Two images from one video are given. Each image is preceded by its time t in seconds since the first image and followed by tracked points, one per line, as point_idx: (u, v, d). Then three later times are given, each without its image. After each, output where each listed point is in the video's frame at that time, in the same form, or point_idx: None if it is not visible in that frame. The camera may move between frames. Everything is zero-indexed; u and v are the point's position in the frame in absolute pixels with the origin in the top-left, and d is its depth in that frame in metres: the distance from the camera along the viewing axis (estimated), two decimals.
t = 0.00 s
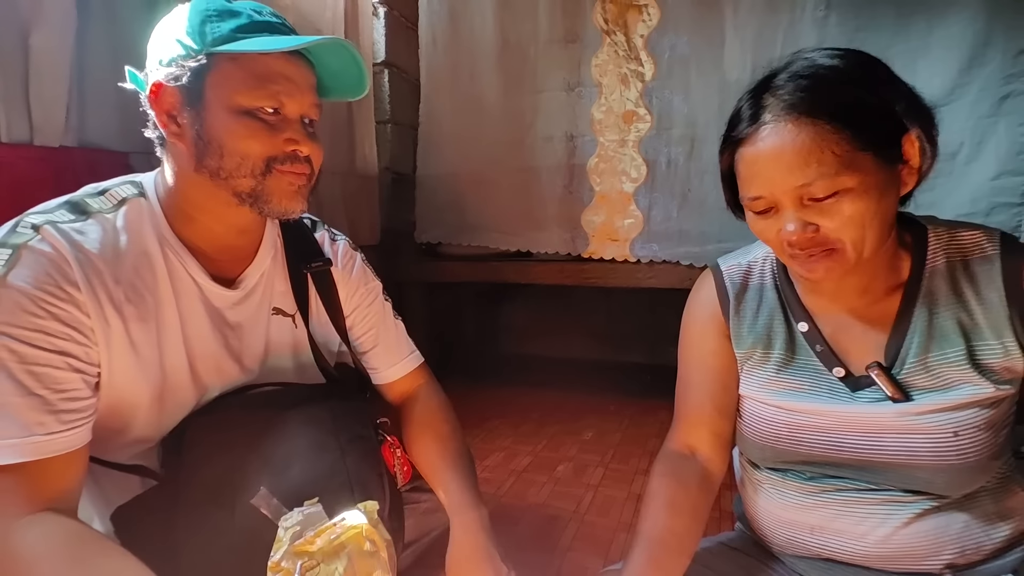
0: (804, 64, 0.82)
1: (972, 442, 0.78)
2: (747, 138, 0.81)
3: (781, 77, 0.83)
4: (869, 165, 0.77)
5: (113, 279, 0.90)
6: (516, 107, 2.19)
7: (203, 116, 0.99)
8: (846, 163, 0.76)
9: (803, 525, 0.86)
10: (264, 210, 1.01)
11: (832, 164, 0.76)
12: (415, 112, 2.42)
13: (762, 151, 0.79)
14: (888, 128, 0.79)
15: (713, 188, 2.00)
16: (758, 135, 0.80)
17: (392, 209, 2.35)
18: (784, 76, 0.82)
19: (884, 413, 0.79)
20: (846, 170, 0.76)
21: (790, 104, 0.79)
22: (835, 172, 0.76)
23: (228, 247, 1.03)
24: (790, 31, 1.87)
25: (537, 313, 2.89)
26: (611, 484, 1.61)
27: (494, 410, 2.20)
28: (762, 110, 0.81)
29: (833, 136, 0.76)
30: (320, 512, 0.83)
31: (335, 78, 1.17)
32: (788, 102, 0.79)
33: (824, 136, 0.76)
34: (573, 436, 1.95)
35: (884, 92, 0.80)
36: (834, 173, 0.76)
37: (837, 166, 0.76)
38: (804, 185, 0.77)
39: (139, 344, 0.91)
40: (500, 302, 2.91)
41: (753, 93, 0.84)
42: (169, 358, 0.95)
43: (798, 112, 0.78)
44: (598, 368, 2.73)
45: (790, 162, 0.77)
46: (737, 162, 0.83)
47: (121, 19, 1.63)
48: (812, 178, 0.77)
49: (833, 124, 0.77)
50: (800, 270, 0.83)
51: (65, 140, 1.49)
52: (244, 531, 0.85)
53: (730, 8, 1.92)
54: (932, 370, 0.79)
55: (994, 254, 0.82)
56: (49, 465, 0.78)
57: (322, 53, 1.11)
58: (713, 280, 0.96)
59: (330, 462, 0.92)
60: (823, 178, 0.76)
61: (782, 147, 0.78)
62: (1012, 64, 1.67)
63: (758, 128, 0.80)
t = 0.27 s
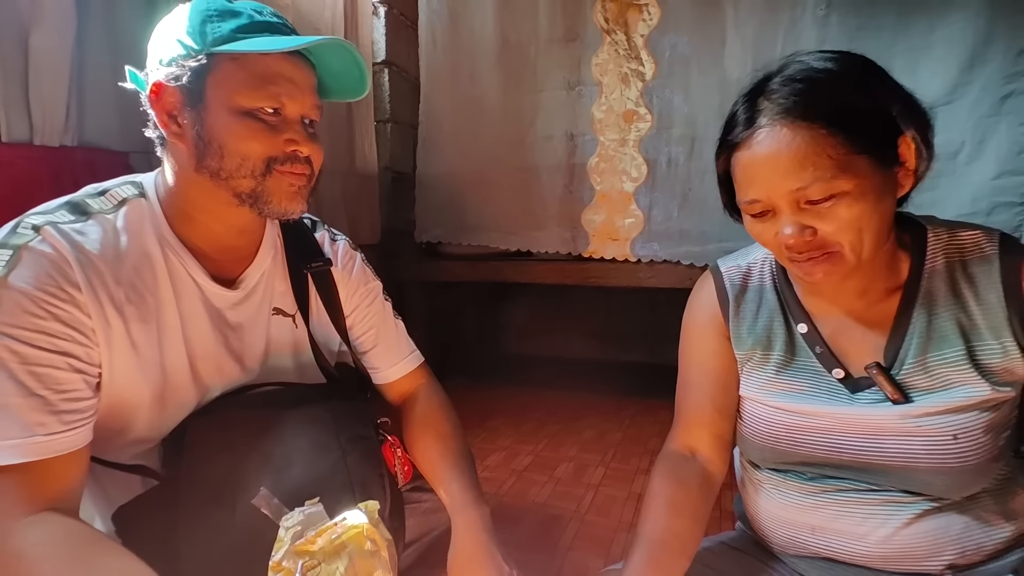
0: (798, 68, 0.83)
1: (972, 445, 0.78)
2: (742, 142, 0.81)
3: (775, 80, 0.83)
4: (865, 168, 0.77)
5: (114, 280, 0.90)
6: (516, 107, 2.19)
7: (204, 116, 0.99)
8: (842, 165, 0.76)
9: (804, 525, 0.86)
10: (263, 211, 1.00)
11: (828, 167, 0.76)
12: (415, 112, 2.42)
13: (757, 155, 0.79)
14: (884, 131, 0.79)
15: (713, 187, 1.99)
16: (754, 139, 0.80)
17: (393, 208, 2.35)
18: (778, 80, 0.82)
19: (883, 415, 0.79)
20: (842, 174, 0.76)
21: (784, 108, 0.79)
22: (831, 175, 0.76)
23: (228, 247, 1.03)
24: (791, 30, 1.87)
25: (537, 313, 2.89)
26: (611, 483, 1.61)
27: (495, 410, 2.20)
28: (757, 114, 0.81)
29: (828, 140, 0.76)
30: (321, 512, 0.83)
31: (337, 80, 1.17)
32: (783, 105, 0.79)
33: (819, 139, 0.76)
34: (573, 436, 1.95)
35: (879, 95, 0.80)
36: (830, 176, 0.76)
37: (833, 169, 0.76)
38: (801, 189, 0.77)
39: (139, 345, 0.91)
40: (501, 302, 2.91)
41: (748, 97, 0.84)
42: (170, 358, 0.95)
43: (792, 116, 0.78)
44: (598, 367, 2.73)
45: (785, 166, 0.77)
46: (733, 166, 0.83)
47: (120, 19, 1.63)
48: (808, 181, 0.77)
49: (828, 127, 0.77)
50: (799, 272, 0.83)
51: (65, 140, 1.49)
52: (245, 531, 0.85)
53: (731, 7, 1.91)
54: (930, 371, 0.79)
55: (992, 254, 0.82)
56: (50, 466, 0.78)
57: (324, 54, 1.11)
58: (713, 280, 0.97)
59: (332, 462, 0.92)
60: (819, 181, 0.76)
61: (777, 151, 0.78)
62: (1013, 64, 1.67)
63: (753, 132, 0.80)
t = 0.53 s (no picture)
0: (798, 65, 0.83)
1: (971, 444, 0.78)
2: (742, 138, 0.81)
3: (775, 77, 0.83)
4: (864, 165, 0.77)
5: (114, 281, 0.90)
6: (516, 107, 2.19)
7: (205, 118, 0.99)
8: (842, 162, 0.76)
9: (803, 525, 0.86)
10: (264, 212, 1.01)
11: (828, 162, 0.76)
12: (415, 112, 2.42)
13: (757, 150, 0.79)
14: (882, 129, 0.79)
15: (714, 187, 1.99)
16: (754, 135, 0.80)
17: (393, 209, 2.35)
18: (778, 77, 0.82)
19: (882, 414, 0.79)
20: (841, 170, 0.76)
21: (784, 105, 0.79)
22: (831, 171, 0.76)
23: (229, 248, 1.03)
24: (791, 29, 1.87)
25: (538, 313, 2.89)
26: (611, 483, 1.61)
27: (495, 410, 2.20)
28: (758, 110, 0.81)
29: (827, 136, 0.77)
30: (322, 512, 0.84)
31: (338, 81, 1.17)
32: (783, 102, 0.79)
33: (818, 135, 0.77)
34: (574, 436, 1.95)
35: (878, 93, 0.80)
36: (829, 173, 0.76)
37: (832, 166, 0.76)
38: (800, 184, 0.77)
39: (140, 347, 0.91)
40: (501, 302, 2.91)
41: (747, 94, 0.84)
42: (170, 359, 0.96)
43: (792, 112, 0.78)
44: (599, 367, 2.73)
45: (785, 161, 0.77)
46: (732, 162, 0.83)
47: (120, 20, 1.63)
48: (808, 176, 0.77)
49: (827, 124, 0.77)
50: (797, 270, 0.83)
51: (66, 142, 1.50)
52: (245, 532, 0.85)
53: (731, 7, 1.91)
54: (928, 367, 0.79)
55: (989, 250, 0.82)
56: (51, 467, 0.78)
57: (325, 57, 1.11)
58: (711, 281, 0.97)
59: (332, 463, 0.92)
60: (818, 177, 0.76)
61: (777, 146, 0.78)
62: (1014, 63, 1.66)
63: (753, 128, 0.80)
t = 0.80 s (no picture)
0: (796, 63, 0.83)
1: (966, 441, 0.77)
2: (741, 135, 0.81)
3: (774, 75, 0.83)
4: (862, 163, 0.77)
5: (117, 279, 0.90)
6: (517, 106, 2.19)
7: (206, 118, 0.99)
8: (840, 159, 0.77)
9: (801, 523, 0.86)
10: (264, 212, 1.01)
11: (826, 159, 0.76)
12: (416, 111, 2.42)
13: (756, 146, 0.79)
14: (880, 126, 0.79)
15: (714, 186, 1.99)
16: (753, 131, 0.80)
17: (394, 208, 2.35)
18: (776, 75, 0.83)
19: (877, 411, 0.79)
20: (840, 166, 0.76)
21: (783, 102, 0.79)
22: (829, 167, 0.76)
23: (229, 247, 1.04)
24: (792, 29, 1.87)
25: (538, 312, 2.89)
26: (611, 482, 1.61)
27: (496, 409, 2.20)
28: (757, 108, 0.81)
29: (826, 132, 0.77)
30: (322, 511, 0.84)
31: (338, 81, 1.17)
32: (782, 99, 0.79)
33: (817, 132, 0.77)
34: (574, 435, 1.95)
35: (876, 92, 0.80)
36: (828, 169, 0.76)
37: (830, 162, 0.76)
38: (799, 180, 0.77)
39: (141, 345, 0.91)
40: (502, 301, 2.91)
41: (747, 92, 0.84)
42: (172, 358, 0.96)
43: (790, 109, 0.78)
44: (599, 367, 2.73)
45: (784, 157, 0.77)
46: (730, 159, 0.83)
47: (122, 19, 1.63)
48: (807, 172, 0.77)
49: (826, 121, 0.77)
50: (794, 267, 0.83)
51: (67, 141, 1.50)
52: (245, 531, 0.85)
53: (732, 7, 1.91)
54: (922, 363, 0.79)
55: (983, 246, 0.82)
56: (52, 466, 0.78)
57: (326, 57, 1.11)
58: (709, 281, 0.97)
59: (332, 461, 0.92)
60: (817, 173, 0.76)
61: (777, 142, 0.78)
62: (1015, 62, 1.66)
63: (751, 125, 0.80)
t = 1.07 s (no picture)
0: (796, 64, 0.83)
1: (965, 443, 0.77)
2: (741, 136, 0.81)
3: (773, 76, 0.83)
4: (862, 163, 0.77)
5: (119, 278, 0.90)
6: (517, 106, 2.19)
7: (207, 118, 0.99)
8: (840, 158, 0.77)
9: (803, 521, 0.86)
10: (267, 212, 1.01)
11: (826, 159, 0.76)
12: (417, 111, 2.42)
13: (756, 147, 0.79)
14: (878, 127, 0.79)
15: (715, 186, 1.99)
16: (752, 131, 0.80)
17: (395, 208, 2.35)
18: (776, 76, 0.83)
19: (876, 413, 0.79)
20: (839, 166, 0.76)
21: (782, 102, 0.79)
22: (829, 167, 0.76)
23: (231, 246, 1.04)
24: (793, 28, 1.87)
25: (539, 312, 2.89)
26: (613, 482, 1.61)
27: (497, 409, 2.20)
28: (757, 108, 0.81)
29: (825, 133, 0.77)
30: (324, 510, 0.83)
31: (339, 81, 1.17)
32: (782, 100, 0.80)
33: (817, 132, 0.77)
34: (575, 435, 1.95)
35: (876, 92, 0.80)
36: (828, 169, 0.76)
37: (830, 162, 0.76)
38: (798, 181, 0.77)
39: (143, 344, 0.91)
40: (503, 301, 2.91)
41: (746, 93, 0.84)
42: (174, 357, 0.96)
43: (790, 110, 0.78)
44: (600, 367, 2.72)
45: (784, 157, 0.77)
46: (730, 159, 0.83)
47: (122, 19, 1.63)
48: (806, 173, 0.77)
49: (825, 121, 0.77)
50: (794, 267, 0.82)
51: (68, 140, 1.50)
52: (246, 530, 0.85)
53: (733, 7, 1.91)
54: (922, 364, 0.79)
55: (981, 247, 0.82)
56: (54, 464, 0.78)
57: (327, 57, 1.11)
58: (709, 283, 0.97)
59: (334, 460, 0.92)
60: (817, 173, 0.76)
61: (776, 142, 0.78)
62: (1017, 62, 1.66)
63: (751, 125, 0.80)
